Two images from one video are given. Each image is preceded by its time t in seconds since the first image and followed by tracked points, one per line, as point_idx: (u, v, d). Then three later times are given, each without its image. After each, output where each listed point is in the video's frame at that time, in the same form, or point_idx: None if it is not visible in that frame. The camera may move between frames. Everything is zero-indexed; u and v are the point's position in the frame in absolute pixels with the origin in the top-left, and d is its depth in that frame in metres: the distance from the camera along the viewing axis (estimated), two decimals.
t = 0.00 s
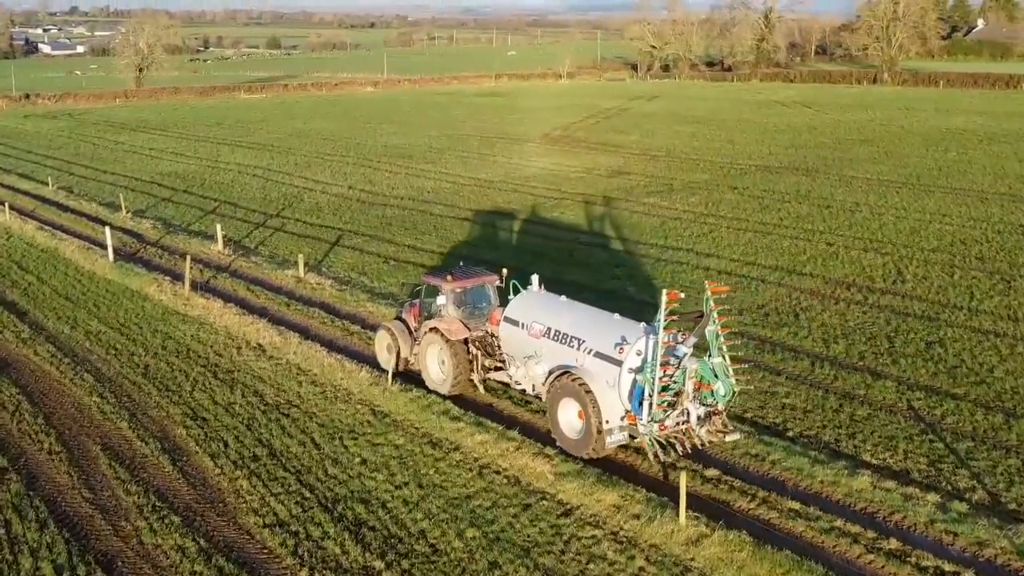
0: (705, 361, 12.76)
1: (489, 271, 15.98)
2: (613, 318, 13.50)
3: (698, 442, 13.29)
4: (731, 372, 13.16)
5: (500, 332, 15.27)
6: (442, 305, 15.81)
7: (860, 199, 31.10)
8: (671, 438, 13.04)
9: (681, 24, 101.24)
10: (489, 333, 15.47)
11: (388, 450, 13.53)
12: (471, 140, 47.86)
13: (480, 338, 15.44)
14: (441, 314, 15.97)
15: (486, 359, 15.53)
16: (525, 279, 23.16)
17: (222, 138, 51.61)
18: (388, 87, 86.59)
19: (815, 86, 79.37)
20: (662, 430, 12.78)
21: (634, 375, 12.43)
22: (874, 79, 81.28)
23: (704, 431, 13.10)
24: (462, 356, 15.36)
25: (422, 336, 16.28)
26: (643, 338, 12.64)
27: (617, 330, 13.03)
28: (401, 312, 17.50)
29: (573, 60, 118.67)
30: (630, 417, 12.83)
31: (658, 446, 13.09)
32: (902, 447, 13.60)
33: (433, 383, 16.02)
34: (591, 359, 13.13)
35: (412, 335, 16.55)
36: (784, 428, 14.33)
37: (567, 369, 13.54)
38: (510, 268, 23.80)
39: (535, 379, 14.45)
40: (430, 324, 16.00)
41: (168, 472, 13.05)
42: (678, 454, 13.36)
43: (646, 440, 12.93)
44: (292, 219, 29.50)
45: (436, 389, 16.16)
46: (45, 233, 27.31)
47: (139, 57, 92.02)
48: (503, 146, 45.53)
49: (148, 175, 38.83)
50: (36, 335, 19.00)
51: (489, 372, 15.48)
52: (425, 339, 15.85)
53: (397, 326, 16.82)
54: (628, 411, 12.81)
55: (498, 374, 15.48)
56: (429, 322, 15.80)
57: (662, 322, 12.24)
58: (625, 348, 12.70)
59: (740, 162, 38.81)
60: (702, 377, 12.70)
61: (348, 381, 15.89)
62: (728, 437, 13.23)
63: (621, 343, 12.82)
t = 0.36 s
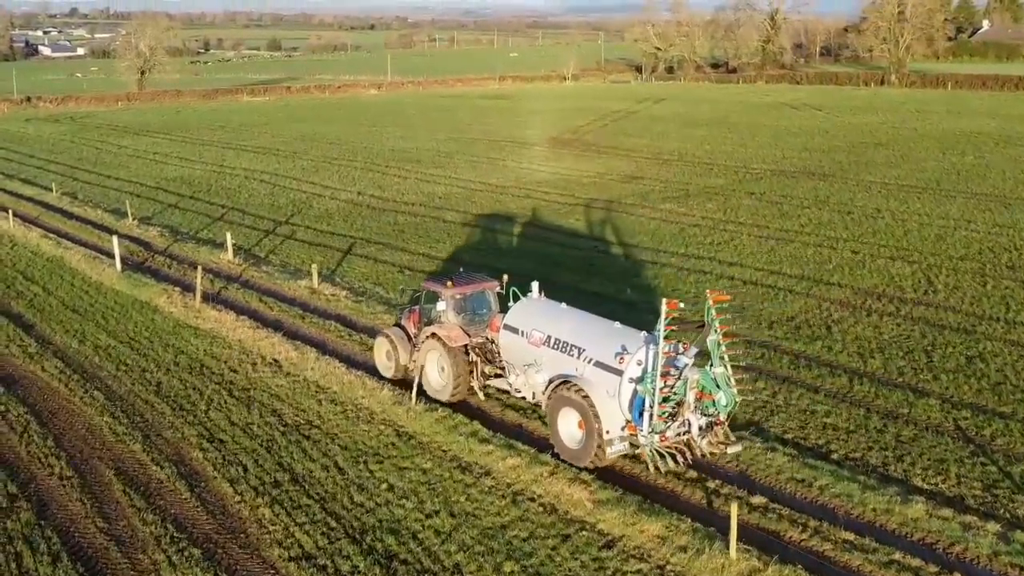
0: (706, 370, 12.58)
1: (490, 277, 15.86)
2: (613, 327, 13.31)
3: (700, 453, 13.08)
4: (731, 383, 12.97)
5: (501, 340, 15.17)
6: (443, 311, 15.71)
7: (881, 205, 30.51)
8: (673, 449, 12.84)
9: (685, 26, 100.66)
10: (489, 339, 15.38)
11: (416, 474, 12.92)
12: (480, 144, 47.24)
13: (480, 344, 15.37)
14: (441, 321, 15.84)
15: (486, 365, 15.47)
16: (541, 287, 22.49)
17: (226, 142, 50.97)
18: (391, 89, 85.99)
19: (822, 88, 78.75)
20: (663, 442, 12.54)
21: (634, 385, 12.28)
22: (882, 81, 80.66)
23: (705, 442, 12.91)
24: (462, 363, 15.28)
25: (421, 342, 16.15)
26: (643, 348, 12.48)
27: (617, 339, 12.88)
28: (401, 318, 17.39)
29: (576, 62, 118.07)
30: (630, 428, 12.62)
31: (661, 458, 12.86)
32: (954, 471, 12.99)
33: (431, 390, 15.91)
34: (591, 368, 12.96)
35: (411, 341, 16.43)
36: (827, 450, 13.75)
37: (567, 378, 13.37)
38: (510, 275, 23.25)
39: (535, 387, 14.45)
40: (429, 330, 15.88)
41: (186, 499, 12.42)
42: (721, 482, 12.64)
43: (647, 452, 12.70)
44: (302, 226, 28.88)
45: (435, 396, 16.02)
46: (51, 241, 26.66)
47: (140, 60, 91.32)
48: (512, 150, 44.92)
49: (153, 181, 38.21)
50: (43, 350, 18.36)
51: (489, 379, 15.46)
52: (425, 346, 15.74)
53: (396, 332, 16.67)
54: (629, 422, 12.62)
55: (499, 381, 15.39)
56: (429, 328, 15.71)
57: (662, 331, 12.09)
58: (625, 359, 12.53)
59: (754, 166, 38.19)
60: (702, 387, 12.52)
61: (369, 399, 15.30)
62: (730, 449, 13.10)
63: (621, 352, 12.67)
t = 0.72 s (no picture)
0: (716, 379, 12.49)
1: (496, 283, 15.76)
2: (621, 332, 13.12)
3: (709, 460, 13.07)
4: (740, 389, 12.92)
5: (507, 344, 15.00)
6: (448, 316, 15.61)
7: (907, 211, 29.89)
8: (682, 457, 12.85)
9: (692, 28, 99.95)
10: (495, 345, 15.21)
11: (457, 502, 12.31)
12: (491, 148, 46.62)
13: (485, 350, 15.21)
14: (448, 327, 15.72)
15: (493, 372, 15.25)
16: (563, 297, 21.89)
17: (233, 146, 50.30)
18: (396, 92, 85.28)
19: (831, 90, 78.12)
20: (672, 449, 12.57)
21: (643, 394, 12.21)
22: (891, 83, 80.00)
23: (714, 449, 12.92)
24: (467, 369, 15.12)
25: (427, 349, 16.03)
26: (651, 355, 12.35)
27: (625, 345, 12.69)
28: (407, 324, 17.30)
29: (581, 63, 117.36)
30: (638, 436, 12.57)
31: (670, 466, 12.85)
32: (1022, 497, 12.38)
33: (438, 397, 15.76)
34: (599, 376, 12.78)
35: (418, 347, 16.33)
36: (886, 474, 13.13)
37: (575, 386, 13.19)
38: (516, 280, 22.87)
39: (542, 394, 14.34)
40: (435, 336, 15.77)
41: (216, 530, 11.79)
42: (779, 509, 12.03)
43: (655, 460, 12.72)
44: (317, 234, 28.25)
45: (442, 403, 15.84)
46: (61, 250, 26.05)
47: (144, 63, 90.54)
48: (524, 154, 44.30)
49: (162, 186, 37.55)
50: (59, 366, 17.72)
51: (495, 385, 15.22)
52: (431, 351, 15.62)
53: (402, 338, 16.57)
54: (637, 430, 12.52)
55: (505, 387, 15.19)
56: (434, 334, 15.59)
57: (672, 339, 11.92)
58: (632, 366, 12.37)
59: (773, 171, 37.52)
60: (712, 396, 12.41)
61: (402, 420, 14.66)
62: (739, 457, 13.09)
63: (629, 359, 12.46)
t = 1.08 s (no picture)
0: (729, 383, 12.32)
1: (506, 287, 15.61)
2: (633, 338, 13.16)
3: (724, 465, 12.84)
4: (755, 394, 12.68)
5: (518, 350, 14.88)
6: (458, 322, 15.41)
7: (936, 216, 29.30)
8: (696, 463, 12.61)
9: (699, 29, 99.39)
10: (505, 351, 15.08)
11: (508, 528, 11.73)
12: (503, 151, 46.09)
13: (496, 356, 15.12)
14: (458, 333, 15.52)
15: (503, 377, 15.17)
16: (592, 307, 21.33)
17: (241, 150, 49.72)
18: (402, 94, 84.72)
19: (840, 91, 77.57)
20: (686, 454, 12.39)
21: (656, 400, 12.09)
22: (900, 84, 79.46)
23: (728, 454, 12.67)
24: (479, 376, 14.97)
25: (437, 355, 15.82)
26: (665, 360, 12.26)
27: (637, 350, 12.73)
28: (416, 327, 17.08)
29: (587, 65, 116.75)
30: (653, 441, 12.51)
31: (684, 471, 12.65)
32: None
33: (447, 403, 15.57)
34: (612, 382, 12.82)
35: (427, 353, 16.13)
36: (954, 498, 12.56)
37: (588, 392, 13.17)
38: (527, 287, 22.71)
39: (554, 401, 14.12)
40: (446, 342, 15.56)
41: (258, 560, 11.20)
42: (850, 537, 11.48)
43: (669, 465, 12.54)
44: (335, 240, 27.69)
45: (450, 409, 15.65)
46: (75, 258, 25.50)
47: (148, 65, 89.94)
48: (538, 158, 43.75)
49: (173, 192, 37.00)
50: (80, 381, 17.12)
51: (506, 392, 15.13)
52: (442, 357, 15.41)
53: (411, 343, 16.37)
54: (651, 435, 12.51)
55: (516, 394, 15.09)
56: (445, 339, 15.40)
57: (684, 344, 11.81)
58: (645, 372, 12.39)
59: (794, 175, 36.96)
60: (725, 401, 12.26)
61: (442, 438, 14.08)
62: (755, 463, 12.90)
63: (642, 364, 12.52)
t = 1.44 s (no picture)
0: (745, 387, 12.34)
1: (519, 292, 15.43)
2: (649, 342, 13.00)
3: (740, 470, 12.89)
4: (770, 398, 12.77)
5: (531, 355, 14.76)
6: (471, 326, 15.34)
7: (968, 221, 28.74)
8: (712, 466, 12.68)
9: (706, 30, 98.93)
10: (519, 354, 14.97)
11: (568, 555, 11.20)
12: (518, 155, 45.58)
13: (509, 360, 14.93)
14: (471, 337, 15.45)
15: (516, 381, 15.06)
16: (623, 315, 20.81)
17: (252, 153, 49.22)
18: (409, 96, 84.16)
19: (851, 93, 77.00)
20: (703, 458, 12.40)
21: (673, 404, 12.00)
22: (912, 85, 78.89)
23: (746, 459, 12.67)
24: (492, 379, 14.89)
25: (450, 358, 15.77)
26: (681, 364, 12.15)
27: (653, 354, 12.62)
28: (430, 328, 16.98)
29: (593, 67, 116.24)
30: (669, 445, 12.48)
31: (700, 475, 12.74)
32: None
33: (462, 406, 15.55)
34: (627, 386, 12.66)
35: (441, 355, 16.11)
36: None
37: (603, 396, 13.05)
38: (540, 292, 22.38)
39: (569, 404, 14.09)
40: (459, 345, 15.51)
41: None
42: (928, 564, 10.96)
43: (686, 469, 12.60)
44: (357, 247, 27.18)
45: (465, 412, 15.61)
46: (92, 266, 24.96)
47: (153, 68, 89.37)
48: (554, 161, 43.24)
49: (187, 197, 36.49)
50: (106, 397, 16.56)
51: (520, 396, 15.04)
52: (455, 361, 15.37)
53: (424, 346, 16.34)
54: (668, 439, 12.46)
55: (531, 398, 14.97)
56: (459, 343, 15.37)
57: (701, 347, 11.80)
58: (662, 375, 12.24)
59: (816, 179, 36.45)
60: (742, 404, 12.25)
61: (490, 458, 13.54)
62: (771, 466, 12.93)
63: (658, 368, 12.37)
